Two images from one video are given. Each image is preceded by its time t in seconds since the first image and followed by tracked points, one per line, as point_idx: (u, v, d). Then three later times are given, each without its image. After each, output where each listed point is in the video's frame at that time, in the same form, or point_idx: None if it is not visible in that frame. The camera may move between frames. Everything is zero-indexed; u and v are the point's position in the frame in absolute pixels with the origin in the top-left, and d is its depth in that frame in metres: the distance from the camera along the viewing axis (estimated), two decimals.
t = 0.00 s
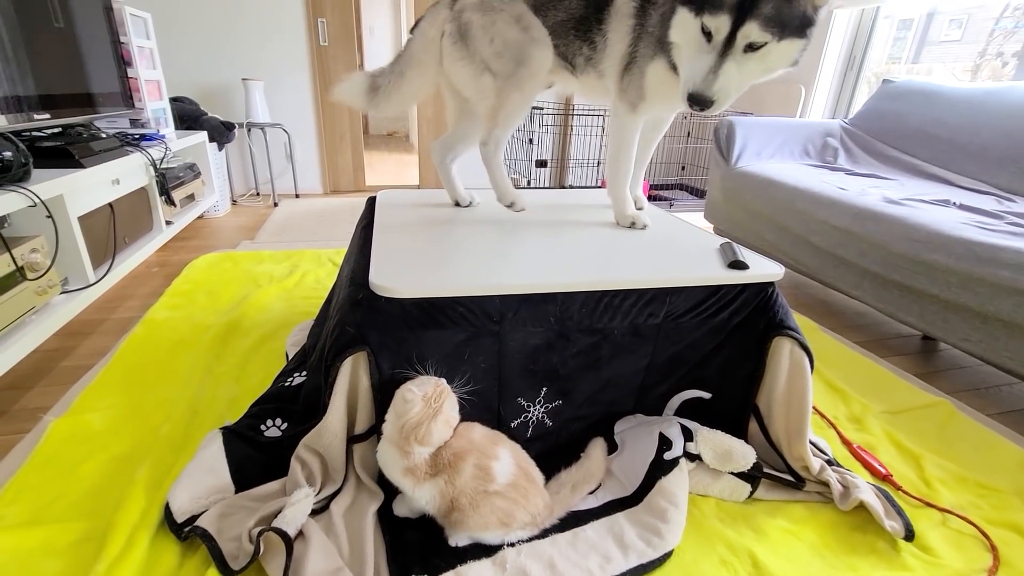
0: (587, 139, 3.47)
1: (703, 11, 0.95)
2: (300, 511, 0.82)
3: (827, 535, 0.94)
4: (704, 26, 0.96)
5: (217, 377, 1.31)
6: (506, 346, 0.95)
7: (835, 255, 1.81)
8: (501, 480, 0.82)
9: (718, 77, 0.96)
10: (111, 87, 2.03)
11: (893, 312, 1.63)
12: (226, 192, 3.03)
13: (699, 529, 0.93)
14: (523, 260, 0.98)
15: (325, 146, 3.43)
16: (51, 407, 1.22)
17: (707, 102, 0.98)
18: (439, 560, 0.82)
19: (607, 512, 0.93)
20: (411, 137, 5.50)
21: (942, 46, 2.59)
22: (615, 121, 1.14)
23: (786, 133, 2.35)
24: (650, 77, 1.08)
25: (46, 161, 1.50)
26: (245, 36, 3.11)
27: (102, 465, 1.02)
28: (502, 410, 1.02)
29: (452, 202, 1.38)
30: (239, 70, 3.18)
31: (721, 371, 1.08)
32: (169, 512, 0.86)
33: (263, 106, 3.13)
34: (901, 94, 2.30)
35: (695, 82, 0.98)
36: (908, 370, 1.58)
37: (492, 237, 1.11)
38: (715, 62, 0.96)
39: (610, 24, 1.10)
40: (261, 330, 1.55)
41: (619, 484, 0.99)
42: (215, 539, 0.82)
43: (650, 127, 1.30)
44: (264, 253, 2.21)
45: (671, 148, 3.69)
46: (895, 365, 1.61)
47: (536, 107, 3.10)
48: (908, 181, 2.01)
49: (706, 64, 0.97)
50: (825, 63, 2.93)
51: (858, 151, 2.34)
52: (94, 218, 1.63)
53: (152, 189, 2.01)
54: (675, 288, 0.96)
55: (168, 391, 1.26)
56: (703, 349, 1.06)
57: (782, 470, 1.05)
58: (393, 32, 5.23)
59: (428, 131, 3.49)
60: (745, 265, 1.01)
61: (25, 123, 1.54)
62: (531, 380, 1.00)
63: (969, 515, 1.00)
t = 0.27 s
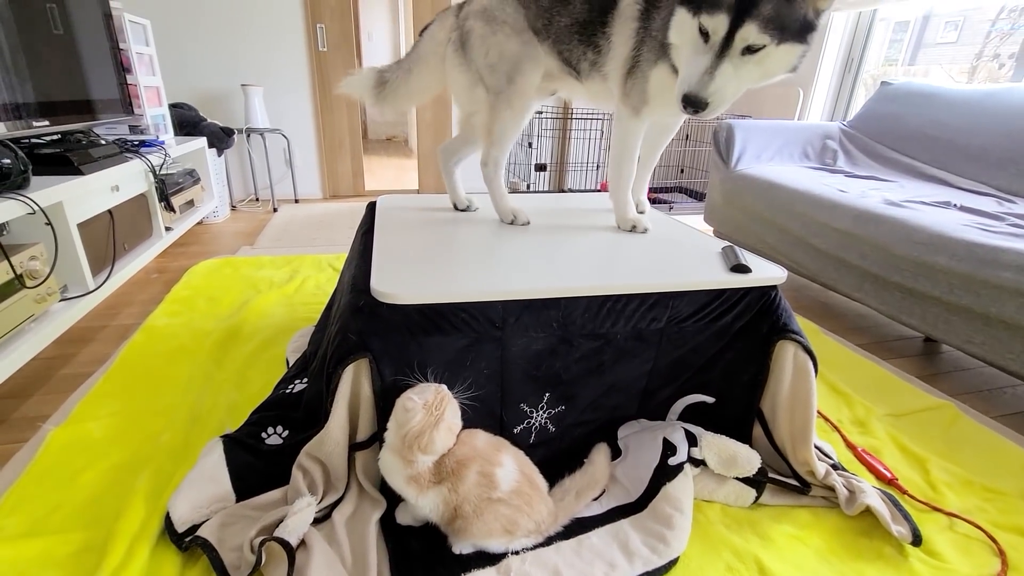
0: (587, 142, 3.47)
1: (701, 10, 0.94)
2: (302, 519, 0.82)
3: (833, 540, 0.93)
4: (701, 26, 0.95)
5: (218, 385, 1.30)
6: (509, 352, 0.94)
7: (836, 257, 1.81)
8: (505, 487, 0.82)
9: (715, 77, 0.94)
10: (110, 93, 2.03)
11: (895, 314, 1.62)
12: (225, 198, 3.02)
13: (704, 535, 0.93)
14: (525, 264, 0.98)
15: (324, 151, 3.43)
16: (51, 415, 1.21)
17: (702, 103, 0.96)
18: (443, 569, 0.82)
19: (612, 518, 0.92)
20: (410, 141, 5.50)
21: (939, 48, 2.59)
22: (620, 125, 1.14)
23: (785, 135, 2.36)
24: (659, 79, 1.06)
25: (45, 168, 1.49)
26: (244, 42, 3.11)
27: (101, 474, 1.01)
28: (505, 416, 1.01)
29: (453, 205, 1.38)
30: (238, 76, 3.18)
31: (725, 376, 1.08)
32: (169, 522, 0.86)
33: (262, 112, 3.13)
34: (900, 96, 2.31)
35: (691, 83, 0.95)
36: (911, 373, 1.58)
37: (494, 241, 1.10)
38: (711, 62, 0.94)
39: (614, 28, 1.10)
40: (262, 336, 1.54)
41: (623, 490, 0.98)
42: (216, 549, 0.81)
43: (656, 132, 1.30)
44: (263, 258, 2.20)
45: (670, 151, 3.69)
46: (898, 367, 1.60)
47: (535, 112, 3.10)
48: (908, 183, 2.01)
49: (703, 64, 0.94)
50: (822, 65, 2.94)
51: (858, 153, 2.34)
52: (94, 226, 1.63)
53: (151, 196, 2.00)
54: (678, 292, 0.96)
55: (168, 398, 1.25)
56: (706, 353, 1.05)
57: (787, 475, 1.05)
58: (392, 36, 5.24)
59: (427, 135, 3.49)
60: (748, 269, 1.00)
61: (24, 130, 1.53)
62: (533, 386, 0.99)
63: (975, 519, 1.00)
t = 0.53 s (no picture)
0: (584, 143, 3.48)
1: (682, 27, 0.94)
2: (301, 523, 0.81)
3: (835, 539, 0.93)
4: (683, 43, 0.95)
5: (217, 388, 1.30)
6: (509, 353, 0.94)
7: (834, 256, 1.80)
8: (505, 488, 0.81)
9: (694, 95, 0.95)
10: (107, 97, 2.02)
11: (894, 312, 1.62)
12: (223, 201, 3.02)
13: (706, 536, 0.92)
14: (525, 264, 0.97)
15: (322, 154, 3.43)
16: (48, 420, 1.21)
17: (680, 120, 0.97)
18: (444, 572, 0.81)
19: (613, 519, 0.92)
20: (408, 143, 5.50)
21: (934, 47, 2.60)
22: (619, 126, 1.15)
23: (783, 135, 2.36)
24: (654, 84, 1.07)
25: (41, 172, 1.49)
26: (241, 46, 3.11)
27: (99, 479, 1.01)
28: (505, 418, 1.00)
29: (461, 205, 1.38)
30: (235, 79, 3.18)
31: (725, 375, 1.07)
32: (167, 527, 0.85)
33: (259, 115, 3.13)
34: (897, 95, 2.31)
35: (671, 99, 0.97)
36: (911, 371, 1.57)
37: (493, 242, 1.10)
38: (690, 80, 0.95)
39: (617, 26, 1.09)
40: (260, 339, 1.53)
41: (624, 490, 0.98)
42: (215, 554, 0.81)
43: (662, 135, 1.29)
44: (261, 261, 2.19)
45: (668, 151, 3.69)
46: (897, 365, 1.60)
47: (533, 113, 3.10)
48: (905, 182, 2.02)
49: (682, 82, 0.96)
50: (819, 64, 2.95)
51: (855, 152, 2.35)
52: (91, 230, 1.62)
53: (149, 199, 1.99)
54: (678, 291, 0.96)
55: (166, 403, 1.24)
56: (707, 352, 1.05)
57: (788, 474, 1.04)
58: (389, 39, 5.24)
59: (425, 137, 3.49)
60: (747, 268, 1.00)
61: (20, 134, 1.53)
62: (533, 387, 0.99)
63: (977, 517, 0.99)
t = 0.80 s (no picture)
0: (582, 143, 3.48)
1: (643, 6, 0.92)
2: (297, 522, 0.81)
3: (833, 536, 0.93)
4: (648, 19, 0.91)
5: (213, 388, 1.29)
6: (506, 351, 0.94)
7: (832, 254, 1.80)
8: (502, 486, 0.81)
9: (663, 68, 0.90)
10: (102, 97, 2.01)
11: (892, 310, 1.62)
12: (220, 202, 3.01)
13: (704, 534, 0.92)
14: (522, 262, 0.97)
15: (319, 153, 3.42)
16: (43, 421, 1.20)
17: (654, 96, 0.91)
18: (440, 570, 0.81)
19: (610, 517, 0.92)
20: (405, 144, 5.49)
21: (930, 46, 2.61)
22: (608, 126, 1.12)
23: (780, 133, 2.36)
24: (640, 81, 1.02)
25: (36, 172, 1.48)
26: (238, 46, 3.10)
27: (93, 480, 1.00)
28: (502, 416, 1.00)
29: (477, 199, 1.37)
30: (231, 79, 3.17)
31: (723, 373, 1.07)
32: (162, 527, 0.84)
33: (256, 115, 3.12)
34: (894, 93, 2.31)
35: (642, 78, 0.92)
36: (908, 368, 1.57)
37: (491, 240, 1.10)
38: (659, 54, 0.90)
39: (604, 30, 1.07)
40: (257, 339, 1.53)
41: (622, 488, 0.98)
42: (210, 554, 0.80)
43: (674, 135, 1.21)
44: (258, 261, 2.19)
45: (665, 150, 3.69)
46: (895, 363, 1.60)
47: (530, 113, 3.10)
48: (902, 179, 2.02)
49: (651, 57, 0.91)
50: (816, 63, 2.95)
51: (853, 150, 2.35)
52: (87, 230, 1.61)
53: (144, 199, 1.99)
54: (675, 289, 0.95)
55: (162, 403, 1.24)
56: (704, 350, 1.05)
57: (786, 471, 1.04)
58: (386, 39, 5.24)
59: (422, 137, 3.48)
60: (745, 265, 0.99)
61: (14, 133, 1.52)
62: (530, 385, 0.98)
63: (975, 513, 0.99)
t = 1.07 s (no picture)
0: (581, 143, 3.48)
1: None
2: (295, 523, 0.81)
3: (832, 535, 0.93)
4: None
5: (210, 389, 1.29)
6: (504, 351, 0.94)
7: (830, 254, 1.80)
8: (500, 486, 0.81)
9: None
10: (99, 96, 2.01)
11: (890, 310, 1.62)
12: (218, 202, 3.00)
13: (703, 534, 0.92)
14: (521, 262, 0.97)
15: (317, 153, 3.41)
16: (39, 421, 1.20)
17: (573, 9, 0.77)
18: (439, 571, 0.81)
19: (609, 517, 0.92)
20: (403, 144, 5.49)
21: (928, 46, 2.61)
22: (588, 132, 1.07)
23: (779, 133, 2.36)
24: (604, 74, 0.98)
25: (32, 171, 1.47)
26: (236, 46, 3.10)
27: (90, 480, 1.00)
28: (501, 416, 1.00)
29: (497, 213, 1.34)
30: (229, 79, 3.16)
31: (721, 372, 1.07)
32: (159, 527, 0.84)
33: (254, 115, 3.11)
34: (892, 93, 2.31)
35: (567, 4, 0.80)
36: (906, 368, 1.57)
37: (489, 240, 1.09)
38: None
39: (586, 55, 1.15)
40: (255, 339, 1.52)
41: (621, 488, 0.98)
42: (207, 555, 0.80)
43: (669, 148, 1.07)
44: (256, 261, 2.18)
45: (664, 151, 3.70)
46: (893, 362, 1.60)
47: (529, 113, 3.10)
48: (901, 179, 2.02)
49: None
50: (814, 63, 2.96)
51: (851, 150, 2.35)
52: (83, 230, 1.61)
53: (142, 199, 1.98)
54: (673, 289, 0.95)
55: (159, 403, 1.23)
56: (703, 349, 1.05)
57: (784, 471, 1.04)
58: (384, 39, 5.23)
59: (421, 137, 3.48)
60: (743, 264, 0.99)
61: (11, 133, 1.51)
62: (529, 385, 0.98)
63: (973, 512, 0.99)
